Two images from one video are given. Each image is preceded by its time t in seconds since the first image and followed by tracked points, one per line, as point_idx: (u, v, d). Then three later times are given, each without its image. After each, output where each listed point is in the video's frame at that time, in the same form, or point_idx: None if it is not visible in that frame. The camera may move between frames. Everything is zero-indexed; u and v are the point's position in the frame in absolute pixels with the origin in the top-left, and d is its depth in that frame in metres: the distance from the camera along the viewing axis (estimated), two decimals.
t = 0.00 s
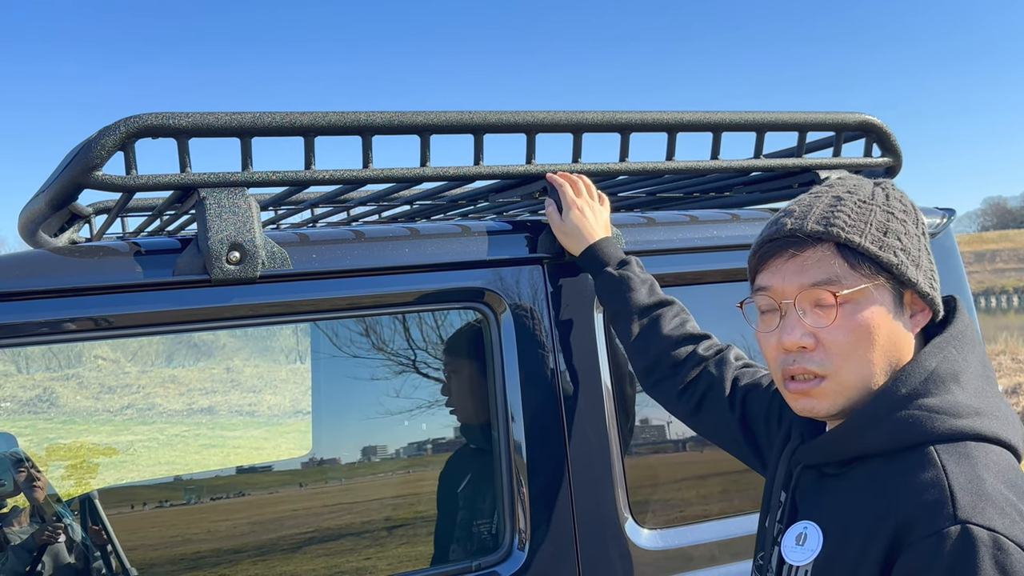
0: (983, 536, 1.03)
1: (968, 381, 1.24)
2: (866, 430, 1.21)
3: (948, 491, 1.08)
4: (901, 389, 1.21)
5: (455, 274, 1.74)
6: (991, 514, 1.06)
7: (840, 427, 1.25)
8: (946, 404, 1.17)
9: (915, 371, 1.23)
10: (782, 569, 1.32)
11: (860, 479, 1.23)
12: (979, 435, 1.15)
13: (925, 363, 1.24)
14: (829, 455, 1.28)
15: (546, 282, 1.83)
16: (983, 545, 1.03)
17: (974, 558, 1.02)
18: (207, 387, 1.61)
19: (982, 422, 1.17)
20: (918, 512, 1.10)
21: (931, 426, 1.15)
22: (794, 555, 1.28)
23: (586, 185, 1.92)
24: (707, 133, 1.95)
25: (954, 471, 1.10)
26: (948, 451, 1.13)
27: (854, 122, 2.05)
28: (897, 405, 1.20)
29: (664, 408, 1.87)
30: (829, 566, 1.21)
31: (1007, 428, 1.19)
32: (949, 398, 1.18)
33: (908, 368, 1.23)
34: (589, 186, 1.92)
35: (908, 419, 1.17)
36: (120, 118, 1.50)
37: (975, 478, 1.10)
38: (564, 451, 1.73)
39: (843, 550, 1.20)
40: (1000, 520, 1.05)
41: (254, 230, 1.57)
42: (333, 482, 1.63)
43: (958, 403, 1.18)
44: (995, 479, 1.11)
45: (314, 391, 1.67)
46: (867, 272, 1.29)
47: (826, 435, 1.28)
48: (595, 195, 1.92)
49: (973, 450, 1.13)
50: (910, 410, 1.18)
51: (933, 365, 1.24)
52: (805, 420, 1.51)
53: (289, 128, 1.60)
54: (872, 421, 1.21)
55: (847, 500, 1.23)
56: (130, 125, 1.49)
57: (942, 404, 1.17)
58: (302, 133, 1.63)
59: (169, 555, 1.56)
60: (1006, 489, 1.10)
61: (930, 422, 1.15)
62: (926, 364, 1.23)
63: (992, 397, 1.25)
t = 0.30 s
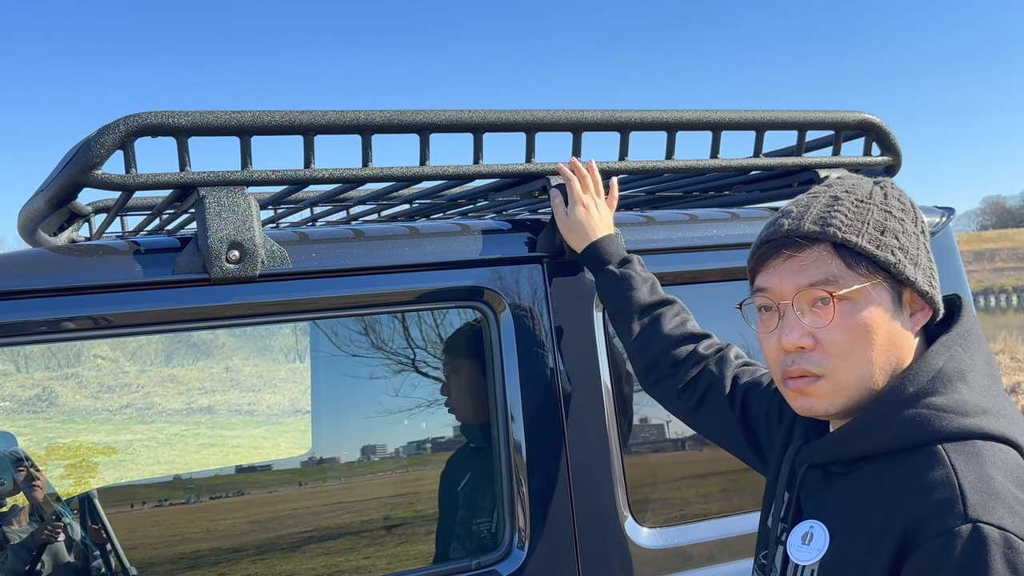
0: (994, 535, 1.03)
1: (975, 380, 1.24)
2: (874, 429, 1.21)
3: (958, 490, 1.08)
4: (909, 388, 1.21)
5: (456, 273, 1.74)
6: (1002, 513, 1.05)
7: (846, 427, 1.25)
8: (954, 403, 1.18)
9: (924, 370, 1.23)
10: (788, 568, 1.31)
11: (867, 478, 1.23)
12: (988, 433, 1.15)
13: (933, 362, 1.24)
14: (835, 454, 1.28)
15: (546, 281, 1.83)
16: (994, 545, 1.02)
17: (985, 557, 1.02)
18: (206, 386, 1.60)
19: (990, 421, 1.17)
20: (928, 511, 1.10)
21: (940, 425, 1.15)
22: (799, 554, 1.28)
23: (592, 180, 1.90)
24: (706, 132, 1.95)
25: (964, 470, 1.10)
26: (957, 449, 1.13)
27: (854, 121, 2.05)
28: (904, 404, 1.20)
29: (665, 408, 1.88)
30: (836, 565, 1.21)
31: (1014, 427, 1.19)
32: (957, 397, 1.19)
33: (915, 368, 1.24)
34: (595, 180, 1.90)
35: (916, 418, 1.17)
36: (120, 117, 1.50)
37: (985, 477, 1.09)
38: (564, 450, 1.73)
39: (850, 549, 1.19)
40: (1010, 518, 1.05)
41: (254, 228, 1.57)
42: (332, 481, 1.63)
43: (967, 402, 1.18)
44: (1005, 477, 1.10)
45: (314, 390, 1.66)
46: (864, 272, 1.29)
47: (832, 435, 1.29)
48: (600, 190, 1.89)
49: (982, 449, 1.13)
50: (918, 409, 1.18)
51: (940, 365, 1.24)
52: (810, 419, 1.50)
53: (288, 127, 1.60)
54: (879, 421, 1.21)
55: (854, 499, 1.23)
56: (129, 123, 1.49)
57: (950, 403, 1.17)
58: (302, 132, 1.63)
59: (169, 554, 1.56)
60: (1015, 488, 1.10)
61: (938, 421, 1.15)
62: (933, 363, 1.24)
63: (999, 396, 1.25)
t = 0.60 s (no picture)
0: (994, 530, 1.03)
1: (969, 377, 1.25)
2: (870, 428, 1.21)
3: (958, 487, 1.08)
4: (904, 385, 1.22)
5: (454, 272, 1.74)
6: (1001, 509, 1.05)
7: (841, 426, 1.25)
8: (950, 401, 1.18)
9: (918, 368, 1.23)
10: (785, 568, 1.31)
11: (864, 477, 1.23)
12: (983, 431, 1.15)
13: (928, 360, 1.24)
14: (831, 453, 1.28)
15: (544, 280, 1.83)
16: (994, 541, 1.02)
17: (985, 553, 1.02)
18: (204, 386, 1.61)
19: (985, 418, 1.17)
20: (926, 508, 1.10)
21: (936, 422, 1.15)
22: (797, 553, 1.28)
23: (592, 178, 1.90)
24: (704, 131, 1.95)
25: (961, 466, 1.11)
26: (954, 446, 1.14)
27: (851, 121, 2.05)
28: (900, 402, 1.20)
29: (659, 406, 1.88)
30: (834, 564, 1.21)
31: (1008, 425, 1.20)
32: (952, 394, 1.19)
33: (910, 366, 1.24)
34: (595, 179, 1.90)
35: (912, 416, 1.17)
36: (116, 116, 1.50)
37: (983, 474, 1.10)
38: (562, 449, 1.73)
39: (848, 549, 1.19)
40: (1010, 514, 1.05)
41: (250, 227, 1.57)
42: (330, 481, 1.63)
43: (962, 399, 1.19)
44: (1002, 474, 1.11)
45: (312, 390, 1.67)
46: (850, 270, 1.29)
47: (827, 433, 1.29)
48: (598, 189, 1.90)
49: (978, 446, 1.14)
50: (914, 407, 1.18)
51: (933, 362, 1.24)
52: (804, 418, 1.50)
53: (285, 126, 1.60)
54: (876, 419, 1.21)
55: (851, 498, 1.23)
56: (126, 123, 1.49)
57: (946, 401, 1.18)
58: (298, 132, 1.63)
59: (167, 553, 1.56)
60: (1013, 485, 1.10)
61: (934, 418, 1.16)
62: (928, 361, 1.24)
63: (994, 393, 1.26)
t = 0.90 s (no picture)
0: (980, 523, 1.03)
1: (953, 374, 1.25)
2: (857, 424, 1.22)
3: (944, 481, 1.09)
4: (890, 382, 1.22)
5: (451, 271, 1.74)
6: (987, 503, 1.06)
7: (829, 423, 1.26)
8: (935, 396, 1.19)
9: (903, 364, 1.24)
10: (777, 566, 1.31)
11: (852, 474, 1.23)
12: (969, 425, 1.16)
13: (913, 357, 1.25)
14: (819, 451, 1.28)
15: (541, 280, 1.83)
16: (980, 533, 1.03)
17: (972, 546, 1.02)
18: (202, 385, 1.60)
19: (971, 413, 1.18)
20: (914, 503, 1.10)
21: (922, 418, 1.16)
22: (788, 551, 1.28)
23: (583, 182, 1.93)
24: (701, 131, 1.96)
25: (948, 461, 1.11)
26: (940, 441, 1.14)
27: (848, 120, 2.06)
28: (886, 399, 1.21)
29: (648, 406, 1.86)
30: (824, 561, 1.21)
31: (993, 420, 1.21)
32: (937, 390, 1.20)
33: (896, 364, 1.24)
34: (586, 183, 1.93)
35: (898, 412, 1.18)
36: (114, 116, 1.50)
37: (969, 467, 1.10)
38: (558, 447, 1.73)
39: (837, 545, 1.20)
40: (996, 508, 1.06)
41: (248, 227, 1.57)
42: (328, 480, 1.64)
43: (947, 395, 1.19)
44: (988, 468, 1.12)
45: (310, 389, 1.66)
46: (833, 268, 1.29)
47: (815, 431, 1.29)
48: (590, 192, 1.92)
49: (964, 441, 1.14)
50: (900, 403, 1.19)
51: (917, 360, 1.25)
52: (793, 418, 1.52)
53: (283, 126, 1.60)
54: (862, 416, 1.21)
55: (839, 495, 1.23)
56: (124, 122, 1.49)
57: (931, 397, 1.18)
58: (297, 131, 1.63)
59: (165, 553, 1.56)
60: (998, 478, 1.11)
61: (920, 414, 1.16)
62: (913, 358, 1.25)
63: (978, 389, 1.27)
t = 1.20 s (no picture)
0: (967, 512, 1.04)
1: (933, 368, 1.26)
2: (842, 422, 1.22)
3: (931, 473, 1.10)
4: (873, 379, 1.23)
5: (448, 271, 1.74)
6: (974, 492, 1.07)
7: (815, 422, 1.25)
8: (917, 391, 1.20)
9: (884, 361, 1.25)
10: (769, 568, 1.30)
11: (839, 471, 1.23)
12: (951, 418, 1.17)
13: (893, 354, 1.26)
14: (806, 450, 1.28)
15: (537, 280, 1.83)
16: (968, 523, 1.04)
17: (961, 536, 1.03)
18: (199, 384, 1.60)
19: (953, 406, 1.19)
20: (904, 496, 1.10)
21: (906, 413, 1.17)
22: (780, 551, 1.27)
23: (580, 183, 1.93)
24: (698, 130, 1.96)
25: (934, 453, 1.12)
26: (925, 435, 1.15)
27: (845, 120, 2.06)
28: (870, 397, 1.21)
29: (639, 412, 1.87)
30: (817, 558, 1.20)
31: (975, 411, 1.22)
32: (918, 385, 1.21)
33: (877, 360, 1.25)
34: (582, 184, 1.93)
35: (882, 408, 1.18)
36: (109, 115, 1.50)
37: (955, 459, 1.11)
38: (554, 446, 1.73)
39: (829, 542, 1.19)
40: (982, 496, 1.07)
41: (244, 226, 1.57)
42: (325, 480, 1.64)
43: (928, 389, 1.20)
44: (973, 458, 1.13)
45: (307, 387, 1.66)
46: (819, 272, 1.30)
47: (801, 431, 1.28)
48: (587, 192, 1.92)
49: (948, 433, 1.15)
50: (883, 399, 1.19)
51: (897, 356, 1.26)
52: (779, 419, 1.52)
53: (280, 125, 1.60)
54: (847, 415, 1.22)
55: (829, 493, 1.23)
56: (120, 121, 1.48)
57: (914, 392, 1.19)
58: (293, 130, 1.63)
59: (161, 552, 1.55)
60: (984, 468, 1.12)
61: (903, 409, 1.17)
62: (892, 354, 1.26)
63: (958, 382, 1.28)
